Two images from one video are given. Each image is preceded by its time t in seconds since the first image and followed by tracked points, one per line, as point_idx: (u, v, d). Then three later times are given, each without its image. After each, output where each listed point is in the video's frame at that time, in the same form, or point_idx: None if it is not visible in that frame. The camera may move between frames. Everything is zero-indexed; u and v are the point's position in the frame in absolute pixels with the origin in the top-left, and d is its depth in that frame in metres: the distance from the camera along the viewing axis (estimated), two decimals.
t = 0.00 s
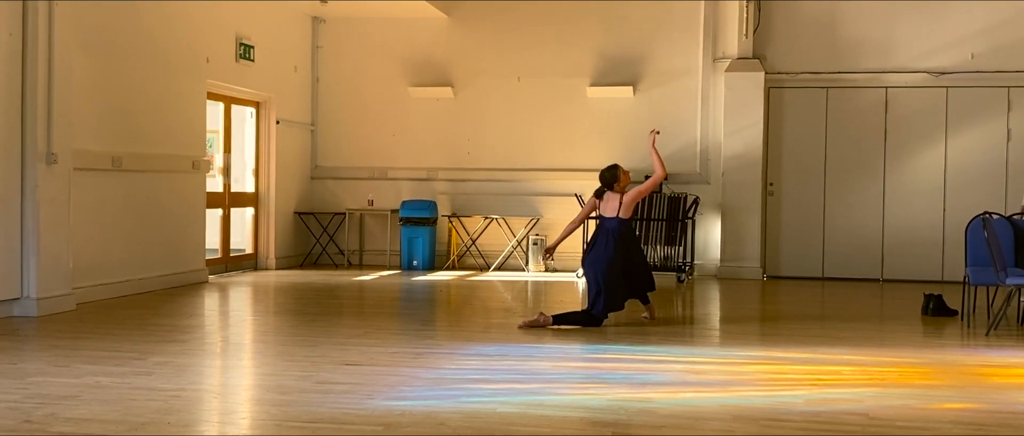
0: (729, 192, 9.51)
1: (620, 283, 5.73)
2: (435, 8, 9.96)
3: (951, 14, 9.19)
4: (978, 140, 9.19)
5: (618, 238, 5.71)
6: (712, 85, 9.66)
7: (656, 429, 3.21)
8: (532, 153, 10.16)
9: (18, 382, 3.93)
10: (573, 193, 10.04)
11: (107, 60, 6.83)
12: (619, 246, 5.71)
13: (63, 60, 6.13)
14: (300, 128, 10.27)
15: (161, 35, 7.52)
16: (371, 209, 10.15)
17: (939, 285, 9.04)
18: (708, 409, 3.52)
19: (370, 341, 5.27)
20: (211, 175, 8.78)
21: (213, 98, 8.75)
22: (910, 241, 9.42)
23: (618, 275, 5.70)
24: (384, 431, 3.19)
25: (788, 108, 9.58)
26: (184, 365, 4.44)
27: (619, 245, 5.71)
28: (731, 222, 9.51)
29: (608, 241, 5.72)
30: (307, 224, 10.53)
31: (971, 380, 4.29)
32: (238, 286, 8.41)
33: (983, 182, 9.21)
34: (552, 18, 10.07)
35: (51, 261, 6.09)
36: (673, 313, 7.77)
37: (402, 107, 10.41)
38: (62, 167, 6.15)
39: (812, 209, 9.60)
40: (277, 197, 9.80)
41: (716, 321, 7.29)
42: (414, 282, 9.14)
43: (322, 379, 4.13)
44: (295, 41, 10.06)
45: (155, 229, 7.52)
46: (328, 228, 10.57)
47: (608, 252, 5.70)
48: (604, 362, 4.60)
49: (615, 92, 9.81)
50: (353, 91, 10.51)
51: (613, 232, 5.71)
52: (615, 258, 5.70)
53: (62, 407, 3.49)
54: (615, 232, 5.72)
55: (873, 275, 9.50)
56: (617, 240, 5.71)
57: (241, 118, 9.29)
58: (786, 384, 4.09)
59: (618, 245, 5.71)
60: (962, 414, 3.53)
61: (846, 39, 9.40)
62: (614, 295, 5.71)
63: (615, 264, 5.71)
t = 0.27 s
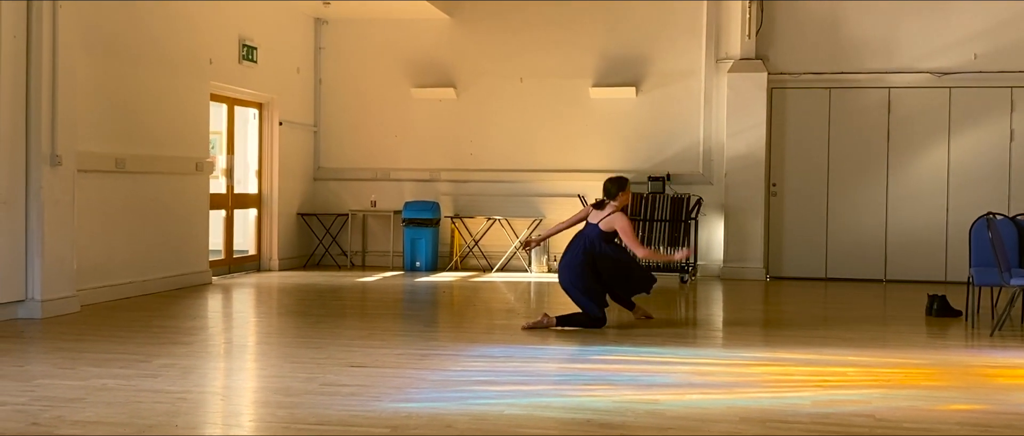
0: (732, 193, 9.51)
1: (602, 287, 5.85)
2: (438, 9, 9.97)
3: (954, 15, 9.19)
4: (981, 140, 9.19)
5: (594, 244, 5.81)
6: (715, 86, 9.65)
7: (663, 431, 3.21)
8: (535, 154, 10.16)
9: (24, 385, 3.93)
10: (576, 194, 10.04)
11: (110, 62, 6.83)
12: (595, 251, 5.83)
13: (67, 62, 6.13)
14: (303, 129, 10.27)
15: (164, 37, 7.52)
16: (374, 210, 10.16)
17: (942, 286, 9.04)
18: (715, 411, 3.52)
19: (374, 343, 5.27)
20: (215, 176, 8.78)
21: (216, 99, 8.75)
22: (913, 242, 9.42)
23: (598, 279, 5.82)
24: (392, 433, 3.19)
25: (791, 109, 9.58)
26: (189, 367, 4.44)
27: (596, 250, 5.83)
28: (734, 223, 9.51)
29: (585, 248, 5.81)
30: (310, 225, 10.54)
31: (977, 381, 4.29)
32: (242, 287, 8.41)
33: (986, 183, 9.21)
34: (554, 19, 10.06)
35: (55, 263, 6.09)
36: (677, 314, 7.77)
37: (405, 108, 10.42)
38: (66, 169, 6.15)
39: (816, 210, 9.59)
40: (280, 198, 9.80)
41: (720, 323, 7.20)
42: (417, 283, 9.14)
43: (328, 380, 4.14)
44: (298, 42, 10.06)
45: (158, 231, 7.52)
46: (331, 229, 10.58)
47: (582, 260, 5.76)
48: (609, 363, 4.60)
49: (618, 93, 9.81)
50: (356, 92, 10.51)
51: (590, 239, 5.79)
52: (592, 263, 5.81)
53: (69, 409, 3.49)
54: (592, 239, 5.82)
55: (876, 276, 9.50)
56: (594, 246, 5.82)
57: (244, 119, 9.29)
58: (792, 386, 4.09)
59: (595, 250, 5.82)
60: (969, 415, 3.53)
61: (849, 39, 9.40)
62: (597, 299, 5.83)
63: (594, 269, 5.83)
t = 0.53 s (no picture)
0: (738, 193, 9.50)
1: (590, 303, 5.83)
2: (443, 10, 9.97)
3: (960, 15, 9.18)
4: (987, 140, 9.18)
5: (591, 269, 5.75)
6: (720, 86, 9.65)
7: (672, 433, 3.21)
8: (540, 155, 10.17)
9: (33, 387, 3.94)
10: (581, 195, 10.04)
11: (117, 64, 6.84)
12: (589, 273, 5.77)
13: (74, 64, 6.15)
14: (309, 131, 10.28)
15: (170, 39, 7.53)
16: (380, 212, 10.16)
17: (948, 286, 9.03)
18: (724, 413, 3.52)
19: (381, 345, 5.28)
20: (221, 177, 8.80)
21: (222, 100, 8.76)
22: (919, 242, 9.40)
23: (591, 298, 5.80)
24: None
25: (797, 109, 9.57)
26: (197, 369, 4.45)
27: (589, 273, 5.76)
28: (739, 223, 9.50)
29: (579, 271, 5.76)
30: (315, 226, 10.55)
31: (985, 383, 4.29)
32: (248, 288, 8.42)
33: (992, 183, 9.20)
34: (559, 20, 10.06)
35: (62, 265, 6.10)
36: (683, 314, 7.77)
37: (410, 109, 10.42)
38: (72, 171, 6.17)
39: (821, 211, 9.59)
40: (286, 199, 9.81)
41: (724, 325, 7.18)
42: (423, 284, 9.15)
43: (335, 383, 4.14)
44: (303, 43, 10.07)
45: (165, 232, 7.54)
46: (336, 230, 10.58)
47: (574, 287, 5.70)
48: (617, 365, 4.60)
49: (623, 93, 9.81)
50: (361, 93, 10.52)
51: (586, 272, 5.72)
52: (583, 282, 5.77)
53: (77, 412, 3.50)
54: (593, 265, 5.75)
55: (882, 276, 9.49)
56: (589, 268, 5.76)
57: (249, 120, 9.30)
58: (800, 388, 4.09)
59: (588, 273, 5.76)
60: (978, 418, 3.53)
61: (854, 39, 9.39)
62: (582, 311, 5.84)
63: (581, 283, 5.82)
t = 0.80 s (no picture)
0: (746, 194, 9.49)
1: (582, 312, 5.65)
2: (451, 12, 9.98)
3: (969, 15, 9.15)
4: (997, 141, 9.15)
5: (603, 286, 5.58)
6: (729, 87, 9.64)
7: None
8: (548, 156, 10.17)
9: (45, 391, 3.96)
10: (589, 196, 10.03)
11: (126, 67, 6.86)
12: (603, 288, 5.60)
13: (83, 68, 6.16)
14: (317, 133, 10.29)
15: (179, 42, 7.55)
16: (388, 213, 10.17)
17: (957, 288, 9.01)
18: (734, 418, 3.52)
19: (391, 347, 5.28)
20: (230, 179, 8.82)
21: (231, 103, 8.78)
22: (928, 243, 9.38)
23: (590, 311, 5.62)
24: None
25: (805, 110, 9.56)
26: (207, 372, 4.46)
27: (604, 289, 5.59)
28: (748, 224, 9.49)
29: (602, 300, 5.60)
30: (324, 227, 10.56)
31: (995, 386, 4.28)
32: (256, 290, 8.44)
33: (1002, 184, 9.17)
34: (567, 22, 10.06)
35: (72, 268, 6.13)
36: (691, 316, 7.77)
37: (418, 111, 10.43)
38: (83, 174, 6.19)
39: (830, 212, 9.57)
40: (294, 201, 9.83)
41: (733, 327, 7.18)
42: (431, 286, 9.15)
43: (346, 386, 4.15)
44: (311, 45, 10.08)
45: (174, 235, 7.56)
46: (344, 232, 10.60)
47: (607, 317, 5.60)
48: (626, 368, 4.59)
49: (631, 95, 9.81)
50: (369, 94, 10.53)
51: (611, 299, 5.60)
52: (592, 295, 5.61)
53: (89, 417, 3.51)
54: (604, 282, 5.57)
55: (891, 278, 9.47)
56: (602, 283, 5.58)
57: (258, 122, 9.32)
58: (810, 391, 4.08)
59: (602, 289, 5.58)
60: (989, 421, 3.52)
61: (863, 40, 9.37)
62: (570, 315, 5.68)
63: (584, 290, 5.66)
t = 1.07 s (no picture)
0: (757, 196, 9.46)
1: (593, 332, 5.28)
2: (461, 14, 9.99)
3: (981, 16, 9.11)
4: (1009, 142, 9.10)
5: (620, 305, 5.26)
6: (740, 89, 9.63)
7: None
8: (558, 158, 10.16)
9: (56, 397, 3.98)
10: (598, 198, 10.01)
11: (138, 71, 6.88)
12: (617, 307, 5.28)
13: (94, 72, 6.19)
14: (328, 135, 10.31)
15: (191, 46, 7.57)
16: (398, 216, 10.18)
17: (969, 289, 8.96)
18: (744, 424, 3.51)
19: (401, 352, 5.28)
20: (241, 182, 8.84)
21: (242, 106, 8.80)
22: (941, 245, 9.34)
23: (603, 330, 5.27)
24: None
25: (816, 111, 9.52)
26: (218, 378, 4.47)
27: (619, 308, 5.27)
28: (759, 226, 9.46)
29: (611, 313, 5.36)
30: (335, 230, 10.57)
31: (1007, 391, 4.25)
32: (268, 293, 8.46)
33: (1015, 185, 9.12)
34: (577, 24, 10.05)
35: (84, 272, 6.15)
36: (702, 319, 7.75)
37: (429, 113, 10.44)
38: (94, 179, 6.21)
39: (842, 213, 9.53)
40: (305, 204, 9.84)
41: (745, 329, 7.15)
42: (441, 289, 9.15)
43: (356, 392, 4.15)
44: (322, 48, 10.10)
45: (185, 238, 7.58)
46: (355, 234, 10.61)
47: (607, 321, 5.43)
48: (636, 373, 4.59)
49: (641, 96, 9.80)
50: (380, 97, 10.54)
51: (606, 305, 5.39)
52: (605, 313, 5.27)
53: (100, 423, 3.53)
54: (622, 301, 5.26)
55: (903, 279, 9.43)
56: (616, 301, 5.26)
57: (269, 125, 9.34)
58: (820, 396, 4.07)
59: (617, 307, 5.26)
60: (1001, 428, 3.50)
61: (874, 41, 9.34)
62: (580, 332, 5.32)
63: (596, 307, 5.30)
